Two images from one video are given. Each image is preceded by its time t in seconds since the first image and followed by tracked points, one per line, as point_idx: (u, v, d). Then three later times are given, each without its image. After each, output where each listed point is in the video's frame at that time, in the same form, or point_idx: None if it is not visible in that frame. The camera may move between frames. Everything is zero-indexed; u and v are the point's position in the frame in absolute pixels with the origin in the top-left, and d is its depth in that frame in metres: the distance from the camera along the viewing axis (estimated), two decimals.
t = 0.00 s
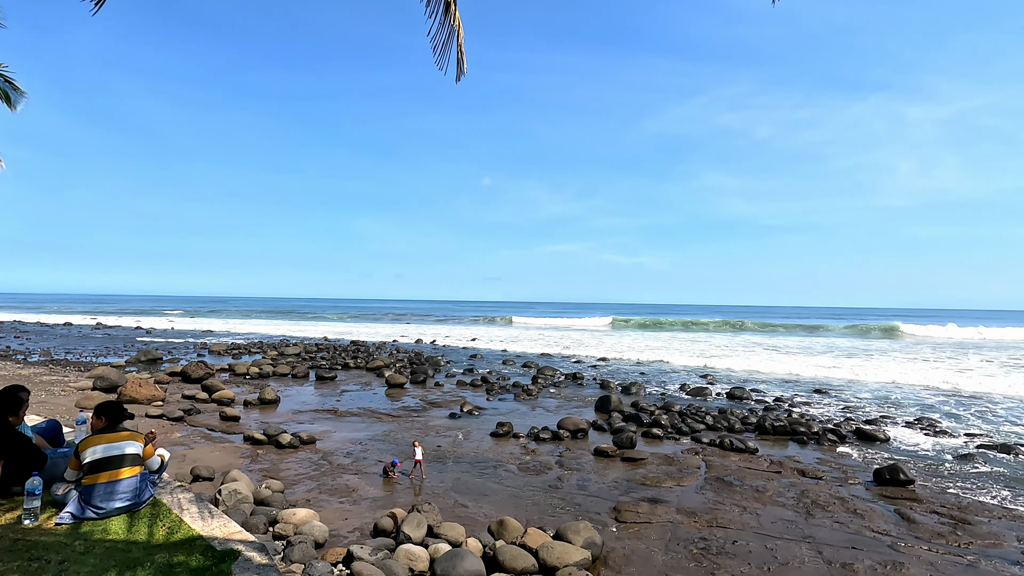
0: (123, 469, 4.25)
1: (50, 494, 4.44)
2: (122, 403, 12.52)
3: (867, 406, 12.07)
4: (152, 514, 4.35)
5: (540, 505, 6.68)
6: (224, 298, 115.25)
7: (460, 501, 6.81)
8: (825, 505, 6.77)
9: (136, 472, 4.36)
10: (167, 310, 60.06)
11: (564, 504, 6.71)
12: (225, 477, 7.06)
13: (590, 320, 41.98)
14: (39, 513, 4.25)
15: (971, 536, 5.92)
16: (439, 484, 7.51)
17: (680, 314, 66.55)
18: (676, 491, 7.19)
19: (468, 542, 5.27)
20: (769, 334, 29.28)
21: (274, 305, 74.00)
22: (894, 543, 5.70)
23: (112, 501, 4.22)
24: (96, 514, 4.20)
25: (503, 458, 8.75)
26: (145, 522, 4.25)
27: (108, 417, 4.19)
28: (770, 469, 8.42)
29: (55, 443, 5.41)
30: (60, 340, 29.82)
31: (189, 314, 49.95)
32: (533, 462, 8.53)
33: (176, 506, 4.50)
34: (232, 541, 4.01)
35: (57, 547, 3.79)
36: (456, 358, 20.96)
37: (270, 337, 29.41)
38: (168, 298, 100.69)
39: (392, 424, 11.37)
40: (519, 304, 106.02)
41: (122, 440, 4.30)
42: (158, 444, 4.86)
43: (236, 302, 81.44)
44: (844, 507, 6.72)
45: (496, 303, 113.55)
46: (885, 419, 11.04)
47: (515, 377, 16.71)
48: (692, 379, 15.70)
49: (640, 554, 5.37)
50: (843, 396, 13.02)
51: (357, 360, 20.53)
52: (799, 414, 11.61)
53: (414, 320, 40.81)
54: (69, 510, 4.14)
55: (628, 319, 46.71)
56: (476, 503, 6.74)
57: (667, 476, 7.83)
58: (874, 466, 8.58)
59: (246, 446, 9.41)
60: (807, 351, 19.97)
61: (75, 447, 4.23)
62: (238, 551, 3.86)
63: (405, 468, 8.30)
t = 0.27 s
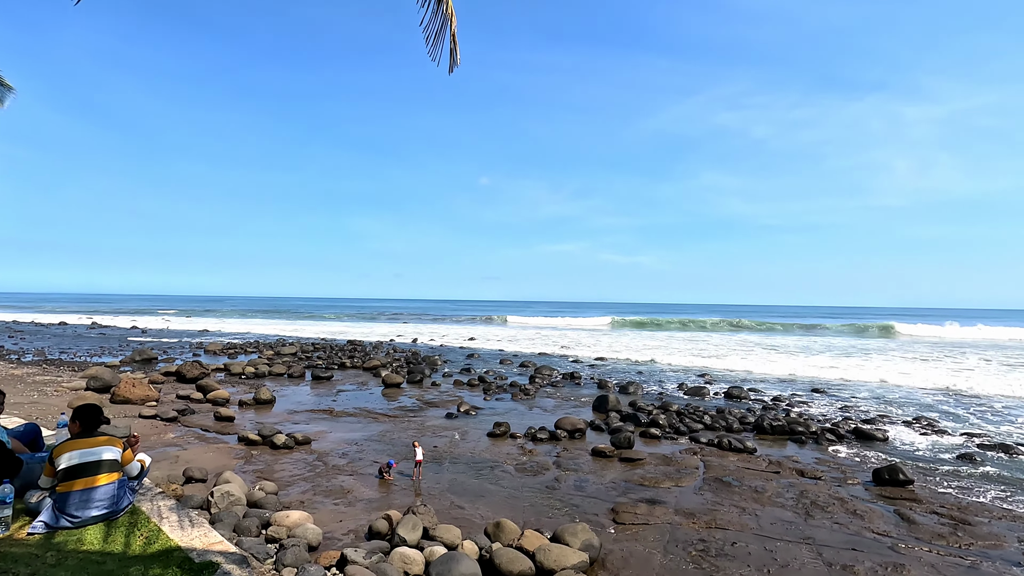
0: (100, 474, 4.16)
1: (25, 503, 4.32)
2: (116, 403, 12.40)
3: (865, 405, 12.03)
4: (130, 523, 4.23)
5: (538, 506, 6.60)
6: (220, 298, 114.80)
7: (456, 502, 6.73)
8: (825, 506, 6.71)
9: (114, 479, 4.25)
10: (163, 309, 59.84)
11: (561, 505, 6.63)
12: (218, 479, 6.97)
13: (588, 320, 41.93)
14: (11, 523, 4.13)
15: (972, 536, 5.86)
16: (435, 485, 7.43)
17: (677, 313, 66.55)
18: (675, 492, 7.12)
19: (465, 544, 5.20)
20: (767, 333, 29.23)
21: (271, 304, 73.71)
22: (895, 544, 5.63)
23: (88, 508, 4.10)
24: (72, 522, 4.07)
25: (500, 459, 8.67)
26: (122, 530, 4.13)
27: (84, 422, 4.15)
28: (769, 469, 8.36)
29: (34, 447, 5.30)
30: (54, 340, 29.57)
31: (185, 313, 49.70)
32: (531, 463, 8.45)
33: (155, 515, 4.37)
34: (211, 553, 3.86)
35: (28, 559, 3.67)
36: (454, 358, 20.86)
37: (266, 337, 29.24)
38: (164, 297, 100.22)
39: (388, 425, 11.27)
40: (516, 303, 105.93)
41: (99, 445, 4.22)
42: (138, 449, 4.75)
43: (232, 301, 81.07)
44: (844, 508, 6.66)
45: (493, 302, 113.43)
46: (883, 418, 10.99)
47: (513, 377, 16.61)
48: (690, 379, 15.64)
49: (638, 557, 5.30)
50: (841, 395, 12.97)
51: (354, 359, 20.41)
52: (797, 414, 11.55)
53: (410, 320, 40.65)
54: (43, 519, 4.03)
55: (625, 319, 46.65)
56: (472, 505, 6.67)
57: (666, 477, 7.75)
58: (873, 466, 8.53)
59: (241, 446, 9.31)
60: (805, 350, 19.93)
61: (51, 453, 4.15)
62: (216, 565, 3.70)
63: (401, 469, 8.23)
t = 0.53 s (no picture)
0: (79, 481, 3.98)
1: None
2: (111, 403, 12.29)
3: (866, 405, 11.96)
4: (111, 532, 4.05)
5: (537, 508, 6.52)
6: (218, 297, 114.49)
7: (454, 503, 6.65)
8: (827, 507, 6.64)
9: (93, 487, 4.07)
10: (160, 308, 59.68)
11: (561, 506, 6.55)
12: (213, 480, 6.88)
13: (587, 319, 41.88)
14: None
15: (976, 537, 5.79)
16: (433, 486, 7.34)
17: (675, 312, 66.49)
18: (675, 493, 7.04)
19: (463, 547, 5.11)
20: (765, 332, 29.16)
21: (268, 303, 73.49)
22: (898, 546, 5.55)
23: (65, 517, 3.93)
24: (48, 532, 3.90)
25: (499, 459, 8.59)
26: (102, 540, 3.95)
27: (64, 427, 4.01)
28: (770, 469, 8.29)
29: (16, 450, 4.98)
30: (50, 340, 29.39)
31: (183, 313, 49.56)
32: (530, 463, 8.37)
33: (138, 522, 4.20)
34: (194, 565, 3.69)
35: None
36: (452, 357, 20.76)
37: (263, 336, 29.11)
38: (161, 297, 99.91)
39: (386, 425, 11.19)
40: (514, 303, 105.83)
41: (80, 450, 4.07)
42: (123, 453, 4.57)
43: (229, 300, 80.82)
44: (846, 509, 6.59)
45: (491, 301, 113.31)
46: (884, 418, 10.93)
47: (511, 376, 16.54)
48: (689, 378, 15.57)
49: (639, 559, 5.22)
50: (842, 395, 12.90)
51: (351, 359, 20.30)
52: (797, 413, 11.49)
53: (408, 319, 40.52)
54: (19, 528, 3.87)
55: (623, 318, 46.57)
56: (471, 506, 6.58)
57: (666, 477, 7.67)
58: (874, 466, 8.46)
59: (237, 447, 9.22)
60: (804, 350, 19.88)
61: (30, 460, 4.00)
62: None
63: (399, 469, 8.14)
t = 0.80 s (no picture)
0: (59, 490, 3.61)
1: None
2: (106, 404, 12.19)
3: (865, 405, 11.92)
4: (91, 544, 3.99)
5: (535, 509, 6.46)
6: (215, 296, 114.17)
7: (452, 505, 6.59)
8: (827, 508, 6.59)
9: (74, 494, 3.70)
10: (157, 307, 59.49)
11: (560, 508, 6.49)
12: (207, 482, 6.79)
13: (586, 318, 41.75)
14: None
15: (978, 539, 5.73)
16: (431, 488, 7.28)
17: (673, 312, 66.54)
18: (675, 494, 6.99)
19: (461, 550, 5.05)
20: (764, 331, 29.13)
21: (266, 302, 73.25)
22: (900, 547, 5.49)
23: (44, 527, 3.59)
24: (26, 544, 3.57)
25: (497, 460, 8.52)
26: (81, 552, 3.88)
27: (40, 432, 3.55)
28: (770, 470, 8.24)
29: None
30: (46, 339, 29.22)
31: (179, 312, 49.36)
32: (528, 464, 8.30)
33: (118, 534, 4.18)
34: None
35: None
36: (450, 357, 20.68)
37: (260, 336, 28.98)
38: (158, 296, 99.48)
39: (383, 425, 11.11)
40: (512, 302, 105.74)
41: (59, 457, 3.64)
42: (106, 459, 4.12)
43: (226, 300, 80.53)
44: (847, 510, 6.53)
45: (489, 300, 113.20)
46: (883, 418, 10.89)
47: (510, 376, 16.48)
48: (688, 377, 15.53)
49: (639, 561, 5.17)
50: (841, 395, 12.87)
51: (349, 358, 20.20)
52: (797, 413, 11.45)
53: (406, 319, 40.40)
54: None
55: (621, 317, 46.44)
56: (469, 507, 6.52)
57: (665, 478, 7.62)
58: (875, 467, 8.41)
59: (233, 448, 9.13)
60: (802, 349, 19.85)
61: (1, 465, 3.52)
62: None
63: (396, 470, 8.07)
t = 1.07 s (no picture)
0: (29, 498, 3.46)
1: None
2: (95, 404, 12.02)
3: (858, 403, 11.94)
4: (61, 553, 3.89)
5: (529, 510, 6.40)
6: (207, 295, 113.37)
7: (445, 506, 6.52)
8: (821, 507, 6.57)
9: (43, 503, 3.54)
10: (149, 306, 59.03)
11: (554, 508, 6.43)
12: (196, 484, 6.69)
13: (580, 317, 41.75)
14: None
15: (972, 538, 5.71)
16: (424, 488, 7.21)
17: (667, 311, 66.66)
18: (669, 493, 6.95)
19: (454, 552, 4.99)
20: (758, 330, 29.19)
21: (259, 301, 72.76)
22: (894, 547, 5.47)
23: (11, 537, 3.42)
24: None
25: (490, 460, 8.46)
26: (52, 561, 3.76)
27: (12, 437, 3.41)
28: (764, 469, 8.22)
29: None
30: (34, 339, 28.85)
31: (170, 311, 48.89)
32: (521, 464, 8.24)
33: (91, 543, 4.11)
34: None
35: None
36: (444, 356, 20.58)
37: (253, 335, 28.75)
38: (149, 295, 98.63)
39: (376, 424, 11.02)
40: (507, 301, 105.64)
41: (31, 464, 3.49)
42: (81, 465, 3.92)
43: (219, 299, 79.95)
44: (841, 509, 6.51)
45: (484, 299, 113.01)
46: (876, 416, 10.90)
47: (504, 375, 16.43)
48: (682, 376, 15.52)
49: (633, 562, 5.12)
50: (834, 393, 12.89)
51: (342, 358, 20.06)
52: (790, 412, 11.45)
53: (400, 318, 40.21)
54: None
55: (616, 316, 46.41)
56: (462, 508, 6.46)
57: (659, 477, 7.58)
58: (868, 465, 8.41)
59: (223, 448, 9.02)
60: (796, 348, 19.88)
61: None
62: None
63: (389, 471, 7.99)
